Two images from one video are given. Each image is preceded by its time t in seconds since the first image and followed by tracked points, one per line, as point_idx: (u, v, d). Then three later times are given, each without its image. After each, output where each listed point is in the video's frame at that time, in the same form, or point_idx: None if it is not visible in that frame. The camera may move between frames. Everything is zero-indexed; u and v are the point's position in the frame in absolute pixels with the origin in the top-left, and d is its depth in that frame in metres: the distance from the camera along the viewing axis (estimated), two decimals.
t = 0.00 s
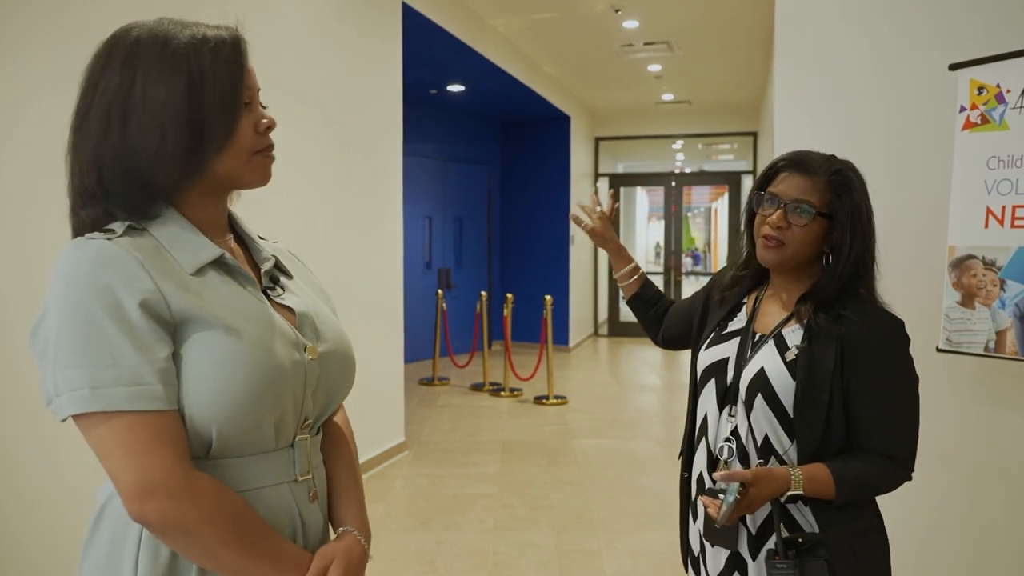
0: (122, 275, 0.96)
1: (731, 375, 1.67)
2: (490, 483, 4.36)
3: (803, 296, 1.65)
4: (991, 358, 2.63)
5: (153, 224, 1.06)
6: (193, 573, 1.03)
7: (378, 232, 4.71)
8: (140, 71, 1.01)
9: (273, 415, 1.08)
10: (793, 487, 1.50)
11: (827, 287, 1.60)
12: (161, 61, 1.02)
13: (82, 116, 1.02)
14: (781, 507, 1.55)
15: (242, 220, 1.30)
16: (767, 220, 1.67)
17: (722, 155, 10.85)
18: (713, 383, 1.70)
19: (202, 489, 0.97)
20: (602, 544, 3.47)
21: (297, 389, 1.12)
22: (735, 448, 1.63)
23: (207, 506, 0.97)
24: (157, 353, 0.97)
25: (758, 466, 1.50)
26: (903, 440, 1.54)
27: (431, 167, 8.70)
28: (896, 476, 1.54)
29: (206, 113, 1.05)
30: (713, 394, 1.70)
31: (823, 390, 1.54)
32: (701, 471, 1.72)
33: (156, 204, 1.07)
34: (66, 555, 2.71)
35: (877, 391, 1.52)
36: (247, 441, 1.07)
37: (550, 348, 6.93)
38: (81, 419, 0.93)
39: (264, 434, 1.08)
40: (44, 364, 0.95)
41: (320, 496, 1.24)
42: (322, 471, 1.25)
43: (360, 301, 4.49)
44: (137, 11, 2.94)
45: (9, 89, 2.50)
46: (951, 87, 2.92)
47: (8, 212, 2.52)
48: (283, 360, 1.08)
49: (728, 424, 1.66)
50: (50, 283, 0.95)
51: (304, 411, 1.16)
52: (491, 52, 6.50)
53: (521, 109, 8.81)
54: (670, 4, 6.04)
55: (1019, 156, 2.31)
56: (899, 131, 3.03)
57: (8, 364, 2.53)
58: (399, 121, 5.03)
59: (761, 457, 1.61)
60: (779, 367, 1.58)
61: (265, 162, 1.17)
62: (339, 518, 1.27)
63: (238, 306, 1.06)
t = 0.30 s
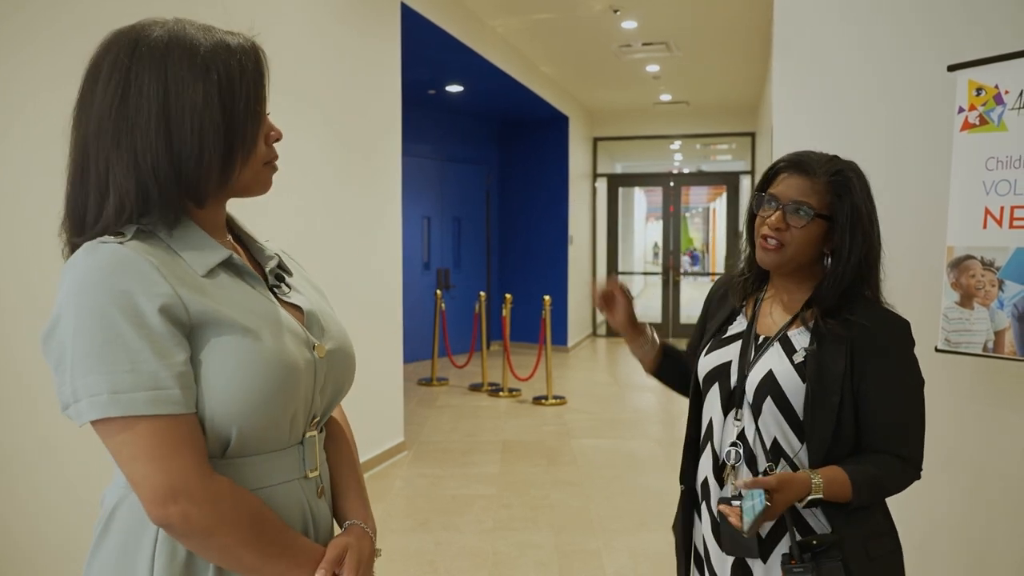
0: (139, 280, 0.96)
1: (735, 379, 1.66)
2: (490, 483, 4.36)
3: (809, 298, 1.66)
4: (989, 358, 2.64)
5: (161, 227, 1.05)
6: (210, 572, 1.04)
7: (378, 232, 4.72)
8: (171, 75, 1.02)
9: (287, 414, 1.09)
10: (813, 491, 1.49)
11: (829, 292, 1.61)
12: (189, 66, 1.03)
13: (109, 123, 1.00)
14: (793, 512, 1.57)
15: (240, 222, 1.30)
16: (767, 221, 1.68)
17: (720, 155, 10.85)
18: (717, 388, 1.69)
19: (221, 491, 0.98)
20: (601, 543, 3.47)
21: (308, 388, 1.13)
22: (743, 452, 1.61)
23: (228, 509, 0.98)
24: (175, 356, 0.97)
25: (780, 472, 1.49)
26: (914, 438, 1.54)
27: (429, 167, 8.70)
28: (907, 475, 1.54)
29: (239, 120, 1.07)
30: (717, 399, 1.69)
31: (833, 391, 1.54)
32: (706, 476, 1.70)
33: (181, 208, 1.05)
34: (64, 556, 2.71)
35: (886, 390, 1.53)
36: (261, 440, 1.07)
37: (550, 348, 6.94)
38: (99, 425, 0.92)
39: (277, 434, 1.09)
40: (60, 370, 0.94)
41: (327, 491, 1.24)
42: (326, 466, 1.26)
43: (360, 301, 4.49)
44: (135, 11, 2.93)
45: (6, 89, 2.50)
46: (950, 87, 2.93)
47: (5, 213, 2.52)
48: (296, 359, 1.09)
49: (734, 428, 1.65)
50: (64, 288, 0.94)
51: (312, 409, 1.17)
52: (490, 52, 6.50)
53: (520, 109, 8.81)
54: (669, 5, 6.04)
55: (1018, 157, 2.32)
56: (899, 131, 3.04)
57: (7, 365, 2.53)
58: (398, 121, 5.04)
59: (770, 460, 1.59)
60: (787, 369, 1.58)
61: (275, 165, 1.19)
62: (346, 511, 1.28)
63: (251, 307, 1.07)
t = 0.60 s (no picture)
0: (147, 280, 0.96)
1: (736, 384, 1.67)
2: (488, 483, 4.37)
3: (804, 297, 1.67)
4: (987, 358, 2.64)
5: (164, 226, 1.05)
6: (214, 572, 1.04)
7: (377, 233, 4.72)
8: (170, 76, 1.02)
9: (291, 414, 1.09)
10: (827, 487, 1.49)
11: (823, 290, 1.61)
12: (189, 68, 1.03)
13: (111, 125, 1.00)
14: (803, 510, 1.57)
15: (240, 223, 1.30)
16: (759, 221, 1.68)
17: (718, 155, 10.86)
18: (719, 395, 1.71)
19: (226, 491, 0.98)
20: (600, 543, 3.48)
21: (311, 388, 1.13)
22: (749, 455, 1.62)
23: (233, 508, 0.98)
24: (181, 357, 0.97)
25: (796, 470, 1.49)
26: (920, 430, 1.55)
27: (428, 167, 8.71)
28: (915, 466, 1.55)
29: (240, 121, 1.07)
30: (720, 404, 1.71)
31: (837, 388, 1.54)
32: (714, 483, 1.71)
33: (183, 210, 1.06)
34: (62, 556, 2.70)
35: (889, 386, 1.54)
36: (265, 439, 1.07)
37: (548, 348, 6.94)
38: (106, 425, 0.93)
39: (281, 433, 1.09)
40: (67, 370, 0.94)
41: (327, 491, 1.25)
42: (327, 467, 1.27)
43: (359, 301, 4.50)
44: (135, 11, 2.93)
45: (5, 89, 2.49)
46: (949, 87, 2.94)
47: (4, 213, 2.51)
48: (300, 359, 1.09)
49: (738, 431, 1.66)
50: (71, 287, 0.95)
51: (315, 408, 1.17)
52: (488, 53, 6.50)
53: (518, 109, 8.81)
54: (667, 5, 6.05)
55: (1015, 158, 2.33)
56: (899, 131, 3.04)
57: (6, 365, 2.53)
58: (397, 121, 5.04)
59: (777, 460, 1.60)
60: (789, 369, 1.59)
61: (275, 165, 1.19)
62: (346, 511, 1.28)
63: (256, 307, 1.07)
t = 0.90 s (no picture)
0: (144, 280, 0.96)
1: (737, 387, 1.66)
2: (487, 483, 4.37)
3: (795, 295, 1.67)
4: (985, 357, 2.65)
5: (160, 226, 1.05)
6: (210, 571, 1.04)
7: (376, 232, 4.72)
8: (167, 77, 1.02)
9: (287, 414, 1.09)
10: (836, 482, 1.49)
11: (815, 288, 1.62)
12: (184, 69, 1.03)
13: (106, 127, 1.00)
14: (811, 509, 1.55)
15: (237, 224, 1.30)
16: (750, 222, 1.68)
17: (717, 155, 10.87)
18: (720, 399, 1.70)
19: (222, 489, 0.98)
20: (597, 544, 3.48)
21: (307, 387, 1.14)
22: (753, 457, 1.61)
23: (228, 506, 0.98)
24: (177, 356, 0.97)
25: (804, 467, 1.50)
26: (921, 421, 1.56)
27: (426, 167, 8.71)
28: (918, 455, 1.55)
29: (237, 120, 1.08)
30: (722, 409, 1.69)
31: (837, 384, 1.54)
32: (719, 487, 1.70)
33: (177, 210, 1.06)
34: (61, 557, 2.70)
35: (889, 379, 1.54)
36: (262, 438, 1.08)
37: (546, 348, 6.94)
38: (103, 423, 0.93)
39: (277, 432, 1.09)
40: (63, 369, 0.94)
41: (324, 490, 1.25)
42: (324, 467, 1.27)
43: (358, 300, 4.50)
44: (134, 11, 2.93)
45: (4, 89, 2.49)
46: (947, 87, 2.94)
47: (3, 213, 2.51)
48: (296, 359, 1.10)
49: (741, 433, 1.65)
50: (67, 286, 0.95)
51: (311, 408, 1.17)
52: (486, 52, 6.50)
53: (517, 109, 8.81)
54: (666, 5, 6.05)
55: (1013, 158, 2.33)
56: (897, 131, 3.05)
57: (6, 365, 2.53)
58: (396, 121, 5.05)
59: (783, 461, 1.59)
60: (788, 367, 1.59)
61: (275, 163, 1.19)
62: (341, 510, 1.28)
63: (252, 306, 1.07)
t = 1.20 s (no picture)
0: (141, 279, 0.96)
1: (734, 388, 1.66)
2: (485, 483, 4.36)
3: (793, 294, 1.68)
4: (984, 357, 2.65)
5: (155, 226, 1.05)
6: (208, 572, 1.04)
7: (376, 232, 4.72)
8: (119, 75, 1.03)
9: (286, 413, 1.09)
10: (826, 484, 1.49)
11: (812, 286, 1.61)
12: (137, 65, 1.04)
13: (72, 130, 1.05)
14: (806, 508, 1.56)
15: (237, 223, 1.30)
16: (747, 221, 1.68)
17: (715, 155, 10.87)
18: (718, 400, 1.71)
19: (219, 488, 0.98)
20: (596, 544, 3.47)
21: (305, 387, 1.13)
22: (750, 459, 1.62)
23: (227, 504, 0.98)
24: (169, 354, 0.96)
25: (795, 470, 1.50)
26: (919, 424, 1.56)
27: (425, 167, 8.71)
28: (914, 456, 1.55)
29: (174, 118, 1.05)
30: (720, 410, 1.70)
31: (832, 385, 1.54)
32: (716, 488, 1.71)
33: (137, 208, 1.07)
34: (58, 557, 2.69)
35: (885, 380, 1.54)
36: (260, 438, 1.07)
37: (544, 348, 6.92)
38: (99, 420, 0.93)
39: (276, 432, 1.09)
40: (60, 367, 0.94)
41: (323, 492, 1.25)
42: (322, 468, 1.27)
43: (357, 300, 4.49)
44: (134, 11, 2.93)
45: (3, 88, 2.49)
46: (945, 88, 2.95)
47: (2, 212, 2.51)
48: (293, 358, 1.09)
49: (738, 435, 1.65)
50: (65, 285, 0.95)
51: (310, 408, 1.17)
52: (485, 52, 6.50)
53: (516, 109, 8.81)
54: (665, 5, 6.05)
55: (1010, 158, 2.34)
56: (895, 131, 3.05)
57: (4, 364, 2.52)
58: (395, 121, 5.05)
59: (779, 463, 1.60)
60: (783, 369, 1.59)
61: (244, 170, 1.15)
62: (340, 511, 1.27)
63: (249, 306, 1.07)
